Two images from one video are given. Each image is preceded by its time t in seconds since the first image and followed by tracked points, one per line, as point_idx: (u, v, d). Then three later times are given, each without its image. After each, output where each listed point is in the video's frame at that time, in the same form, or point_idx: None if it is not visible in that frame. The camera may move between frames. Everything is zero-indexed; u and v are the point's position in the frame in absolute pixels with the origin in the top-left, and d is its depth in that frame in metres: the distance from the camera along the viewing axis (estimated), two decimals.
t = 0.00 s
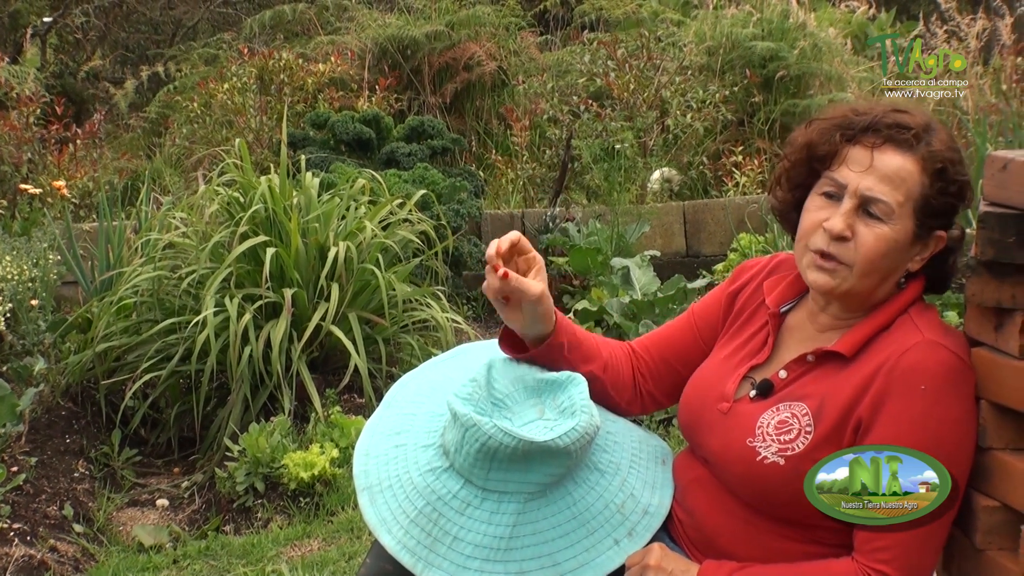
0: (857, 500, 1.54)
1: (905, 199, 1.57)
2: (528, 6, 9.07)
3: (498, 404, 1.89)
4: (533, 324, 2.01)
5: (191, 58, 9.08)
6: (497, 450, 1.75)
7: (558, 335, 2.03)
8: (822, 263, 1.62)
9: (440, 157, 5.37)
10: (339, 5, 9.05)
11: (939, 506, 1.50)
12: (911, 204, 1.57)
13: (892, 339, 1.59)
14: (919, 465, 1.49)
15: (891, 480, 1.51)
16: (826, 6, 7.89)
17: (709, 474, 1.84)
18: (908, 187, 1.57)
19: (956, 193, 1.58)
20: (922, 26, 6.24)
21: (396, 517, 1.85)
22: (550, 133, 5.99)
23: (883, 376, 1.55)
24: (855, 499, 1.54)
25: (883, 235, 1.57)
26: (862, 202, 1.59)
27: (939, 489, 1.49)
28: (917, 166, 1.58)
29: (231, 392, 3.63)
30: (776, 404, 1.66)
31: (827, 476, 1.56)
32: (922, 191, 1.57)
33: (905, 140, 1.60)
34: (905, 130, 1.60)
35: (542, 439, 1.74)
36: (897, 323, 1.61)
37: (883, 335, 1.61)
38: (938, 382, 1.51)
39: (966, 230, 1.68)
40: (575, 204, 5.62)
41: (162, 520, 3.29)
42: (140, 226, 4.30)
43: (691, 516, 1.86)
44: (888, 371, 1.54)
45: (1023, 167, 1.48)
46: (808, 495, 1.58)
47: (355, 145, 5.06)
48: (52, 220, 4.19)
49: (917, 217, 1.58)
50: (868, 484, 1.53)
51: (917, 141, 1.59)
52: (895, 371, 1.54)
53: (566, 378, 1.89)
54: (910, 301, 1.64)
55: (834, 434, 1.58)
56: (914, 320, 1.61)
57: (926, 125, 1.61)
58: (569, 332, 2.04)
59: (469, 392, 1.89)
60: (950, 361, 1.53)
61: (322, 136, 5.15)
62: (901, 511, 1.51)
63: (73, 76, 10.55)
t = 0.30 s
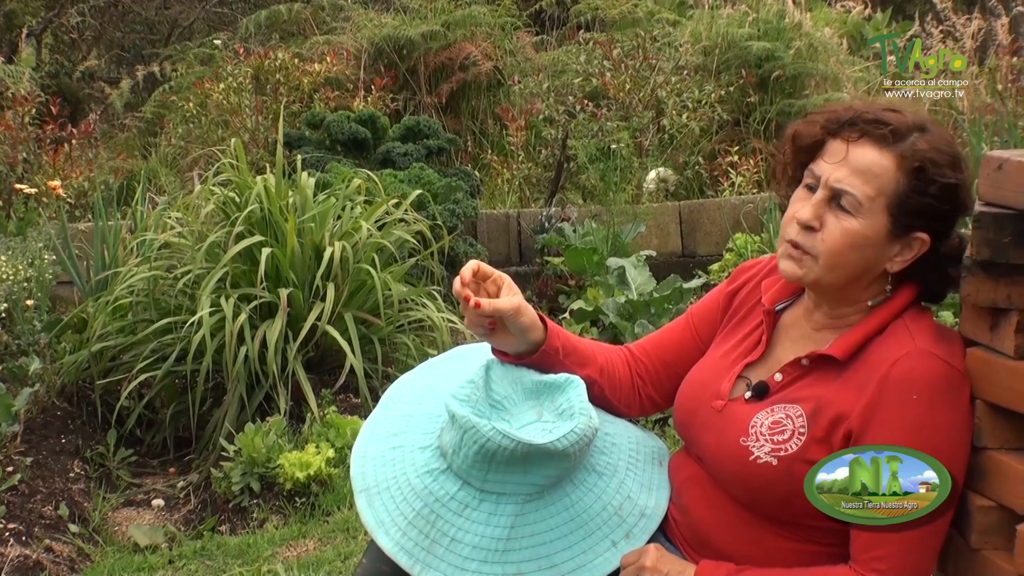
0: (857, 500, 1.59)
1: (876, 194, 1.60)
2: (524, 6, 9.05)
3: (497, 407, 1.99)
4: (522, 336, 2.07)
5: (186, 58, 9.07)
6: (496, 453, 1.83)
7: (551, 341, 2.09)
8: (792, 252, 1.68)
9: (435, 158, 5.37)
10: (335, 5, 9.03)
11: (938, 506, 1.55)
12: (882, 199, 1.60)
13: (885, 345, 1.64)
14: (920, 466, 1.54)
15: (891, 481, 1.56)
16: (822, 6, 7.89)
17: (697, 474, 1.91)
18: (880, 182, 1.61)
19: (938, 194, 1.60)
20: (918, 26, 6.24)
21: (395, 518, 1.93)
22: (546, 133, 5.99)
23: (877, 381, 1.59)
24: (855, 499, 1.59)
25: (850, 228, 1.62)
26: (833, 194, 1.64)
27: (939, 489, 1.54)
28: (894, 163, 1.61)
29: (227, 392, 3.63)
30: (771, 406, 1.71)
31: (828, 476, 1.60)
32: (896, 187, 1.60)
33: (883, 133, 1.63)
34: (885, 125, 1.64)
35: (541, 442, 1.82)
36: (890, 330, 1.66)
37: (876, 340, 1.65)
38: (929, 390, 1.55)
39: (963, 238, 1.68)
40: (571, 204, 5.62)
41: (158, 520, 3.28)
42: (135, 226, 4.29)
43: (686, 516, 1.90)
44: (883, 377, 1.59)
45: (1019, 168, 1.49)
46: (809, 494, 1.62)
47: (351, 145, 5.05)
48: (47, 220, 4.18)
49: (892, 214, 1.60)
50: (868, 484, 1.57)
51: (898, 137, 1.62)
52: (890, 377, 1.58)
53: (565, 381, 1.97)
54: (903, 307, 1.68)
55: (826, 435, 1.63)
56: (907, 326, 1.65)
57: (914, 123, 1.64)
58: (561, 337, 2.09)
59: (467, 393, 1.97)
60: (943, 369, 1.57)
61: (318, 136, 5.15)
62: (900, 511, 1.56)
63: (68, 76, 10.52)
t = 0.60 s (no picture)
0: (856, 500, 1.60)
1: (797, 178, 1.69)
2: (516, 7, 9.04)
3: (492, 409, 2.00)
4: (516, 341, 2.08)
5: (177, 59, 9.08)
6: (490, 455, 1.85)
7: (546, 345, 2.10)
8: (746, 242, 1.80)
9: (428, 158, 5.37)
10: (327, 6, 9.03)
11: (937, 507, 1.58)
12: (802, 183, 1.69)
13: (875, 352, 1.65)
14: (920, 466, 1.56)
15: (891, 481, 1.57)
16: (813, 7, 7.89)
17: (687, 474, 1.94)
18: (800, 167, 1.69)
19: (857, 177, 1.62)
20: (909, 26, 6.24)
21: (388, 519, 1.94)
22: (538, 133, 6.00)
23: (868, 388, 1.61)
24: (855, 499, 1.60)
25: (776, 214, 1.71)
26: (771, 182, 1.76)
27: (939, 489, 1.56)
28: (814, 148, 1.68)
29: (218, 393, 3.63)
30: (761, 408, 1.72)
31: (827, 476, 1.61)
32: (815, 171, 1.67)
33: (814, 122, 1.72)
34: (817, 117, 1.72)
35: (536, 444, 1.84)
36: (879, 337, 1.68)
37: (867, 346, 1.67)
38: (918, 398, 1.58)
39: (919, 237, 1.63)
40: (563, 204, 5.61)
41: (150, 521, 3.28)
42: (127, 227, 4.28)
43: (677, 515, 1.93)
44: (874, 384, 1.61)
45: (1010, 167, 1.50)
46: (808, 494, 1.63)
47: (343, 146, 5.05)
48: (38, 222, 4.17)
49: (815, 198, 1.67)
50: (867, 484, 1.58)
51: (829, 127, 1.69)
52: (880, 385, 1.60)
53: (559, 383, 1.98)
54: (889, 314, 1.72)
55: (815, 439, 1.65)
56: (896, 334, 1.68)
57: (857, 115, 1.69)
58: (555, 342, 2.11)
59: (462, 394, 1.97)
60: (932, 377, 1.59)
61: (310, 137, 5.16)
62: (900, 511, 1.58)
63: (59, 77, 10.51)
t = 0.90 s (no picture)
0: (857, 500, 1.60)
1: (766, 174, 1.75)
2: (506, 7, 9.03)
3: (483, 408, 2.01)
4: (508, 337, 2.10)
5: (166, 59, 9.08)
6: (481, 453, 1.86)
7: (536, 344, 2.11)
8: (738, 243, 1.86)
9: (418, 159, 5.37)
10: (316, 6, 9.02)
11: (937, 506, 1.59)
12: (770, 177, 1.74)
13: (862, 353, 1.66)
14: (921, 466, 1.57)
15: (891, 481, 1.58)
16: (803, 6, 7.90)
17: (677, 472, 1.95)
18: (768, 163, 1.76)
19: (813, 165, 1.66)
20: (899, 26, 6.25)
21: (379, 518, 1.95)
22: (528, 133, 6.00)
23: (855, 388, 1.62)
24: (855, 499, 1.60)
25: (752, 211, 1.78)
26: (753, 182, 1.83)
27: (939, 489, 1.58)
28: (779, 143, 1.74)
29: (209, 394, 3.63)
30: (749, 406, 1.73)
31: (828, 476, 1.60)
32: (779, 164, 1.73)
33: (782, 118, 1.77)
34: (786, 113, 1.78)
35: (526, 442, 1.85)
36: (867, 338, 1.69)
37: (855, 345, 1.68)
38: (905, 399, 1.59)
39: (874, 222, 1.62)
40: (553, 204, 5.60)
41: (140, 522, 3.28)
42: (117, 228, 4.28)
43: (665, 513, 1.95)
44: (861, 384, 1.62)
45: (998, 167, 1.51)
46: (808, 494, 1.63)
47: (333, 146, 5.03)
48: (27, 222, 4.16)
49: (780, 191, 1.72)
50: (868, 484, 1.58)
51: (794, 121, 1.74)
52: (866, 386, 1.61)
53: (549, 382, 1.98)
54: (879, 315, 1.72)
55: (802, 437, 1.66)
56: (884, 335, 1.68)
57: (825, 109, 1.73)
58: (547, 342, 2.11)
59: (454, 393, 1.98)
60: (918, 381, 1.60)
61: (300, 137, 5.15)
62: (900, 511, 1.59)
63: (48, 77, 10.52)
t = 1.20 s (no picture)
0: (856, 499, 1.62)
1: (761, 172, 1.79)
2: (502, 7, 9.02)
3: (478, 408, 1.96)
4: (500, 294, 2.21)
5: (162, 59, 9.08)
6: (478, 453, 1.86)
7: (527, 312, 2.21)
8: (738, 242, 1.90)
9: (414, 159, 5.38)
10: (312, 5, 9.02)
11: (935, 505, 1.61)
12: (765, 176, 1.78)
13: (857, 347, 1.68)
14: (920, 466, 1.59)
15: (890, 480, 1.60)
16: (801, 5, 7.90)
17: (672, 467, 1.99)
18: (764, 162, 1.79)
19: (804, 165, 1.69)
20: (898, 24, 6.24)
21: (377, 521, 1.96)
22: (524, 133, 6.00)
23: (848, 382, 1.64)
24: (854, 499, 1.62)
25: (749, 208, 1.82)
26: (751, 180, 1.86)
27: (938, 489, 1.59)
28: (776, 142, 1.77)
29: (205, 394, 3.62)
30: (742, 397, 1.78)
31: (828, 476, 1.63)
32: (773, 164, 1.76)
33: (779, 117, 1.80)
34: (783, 112, 1.81)
35: (523, 441, 1.86)
36: (863, 332, 1.71)
37: (849, 339, 1.71)
38: (900, 395, 1.60)
39: (862, 223, 1.64)
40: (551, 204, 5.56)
41: (136, 523, 3.26)
42: (112, 228, 4.27)
43: (657, 512, 2.02)
44: (856, 379, 1.64)
45: (995, 167, 1.51)
46: (809, 494, 1.65)
47: (329, 146, 5.04)
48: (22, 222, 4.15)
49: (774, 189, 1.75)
50: (867, 484, 1.61)
51: (789, 121, 1.77)
52: (861, 380, 1.63)
53: (546, 381, 1.99)
54: (875, 310, 1.74)
55: (794, 427, 1.70)
56: (880, 330, 1.70)
57: (820, 109, 1.76)
58: (538, 308, 2.22)
59: (450, 394, 1.99)
60: (914, 374, 1.62)
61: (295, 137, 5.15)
62: (900, 510, 1.61)
63: (42, 77, 10.52)
